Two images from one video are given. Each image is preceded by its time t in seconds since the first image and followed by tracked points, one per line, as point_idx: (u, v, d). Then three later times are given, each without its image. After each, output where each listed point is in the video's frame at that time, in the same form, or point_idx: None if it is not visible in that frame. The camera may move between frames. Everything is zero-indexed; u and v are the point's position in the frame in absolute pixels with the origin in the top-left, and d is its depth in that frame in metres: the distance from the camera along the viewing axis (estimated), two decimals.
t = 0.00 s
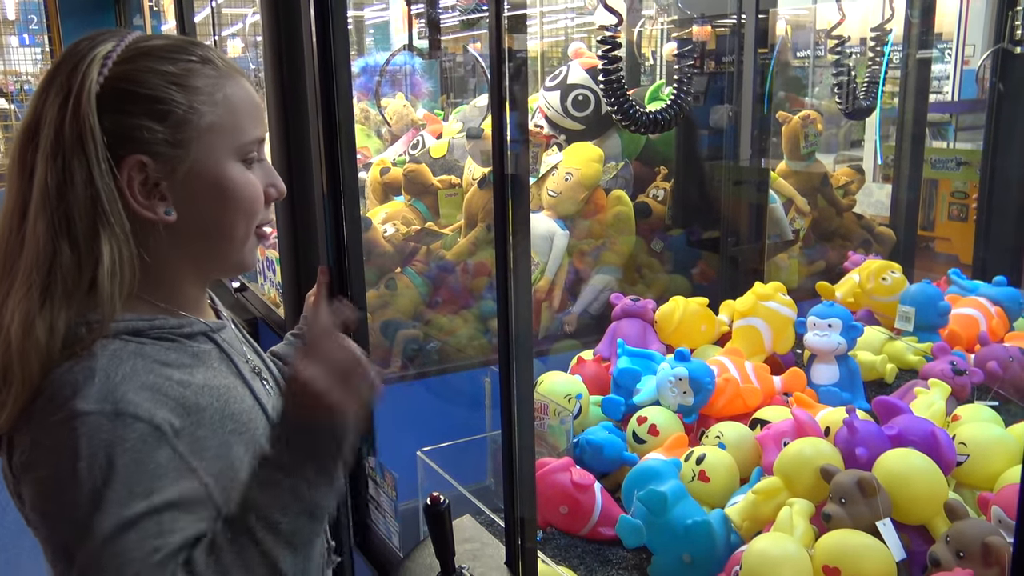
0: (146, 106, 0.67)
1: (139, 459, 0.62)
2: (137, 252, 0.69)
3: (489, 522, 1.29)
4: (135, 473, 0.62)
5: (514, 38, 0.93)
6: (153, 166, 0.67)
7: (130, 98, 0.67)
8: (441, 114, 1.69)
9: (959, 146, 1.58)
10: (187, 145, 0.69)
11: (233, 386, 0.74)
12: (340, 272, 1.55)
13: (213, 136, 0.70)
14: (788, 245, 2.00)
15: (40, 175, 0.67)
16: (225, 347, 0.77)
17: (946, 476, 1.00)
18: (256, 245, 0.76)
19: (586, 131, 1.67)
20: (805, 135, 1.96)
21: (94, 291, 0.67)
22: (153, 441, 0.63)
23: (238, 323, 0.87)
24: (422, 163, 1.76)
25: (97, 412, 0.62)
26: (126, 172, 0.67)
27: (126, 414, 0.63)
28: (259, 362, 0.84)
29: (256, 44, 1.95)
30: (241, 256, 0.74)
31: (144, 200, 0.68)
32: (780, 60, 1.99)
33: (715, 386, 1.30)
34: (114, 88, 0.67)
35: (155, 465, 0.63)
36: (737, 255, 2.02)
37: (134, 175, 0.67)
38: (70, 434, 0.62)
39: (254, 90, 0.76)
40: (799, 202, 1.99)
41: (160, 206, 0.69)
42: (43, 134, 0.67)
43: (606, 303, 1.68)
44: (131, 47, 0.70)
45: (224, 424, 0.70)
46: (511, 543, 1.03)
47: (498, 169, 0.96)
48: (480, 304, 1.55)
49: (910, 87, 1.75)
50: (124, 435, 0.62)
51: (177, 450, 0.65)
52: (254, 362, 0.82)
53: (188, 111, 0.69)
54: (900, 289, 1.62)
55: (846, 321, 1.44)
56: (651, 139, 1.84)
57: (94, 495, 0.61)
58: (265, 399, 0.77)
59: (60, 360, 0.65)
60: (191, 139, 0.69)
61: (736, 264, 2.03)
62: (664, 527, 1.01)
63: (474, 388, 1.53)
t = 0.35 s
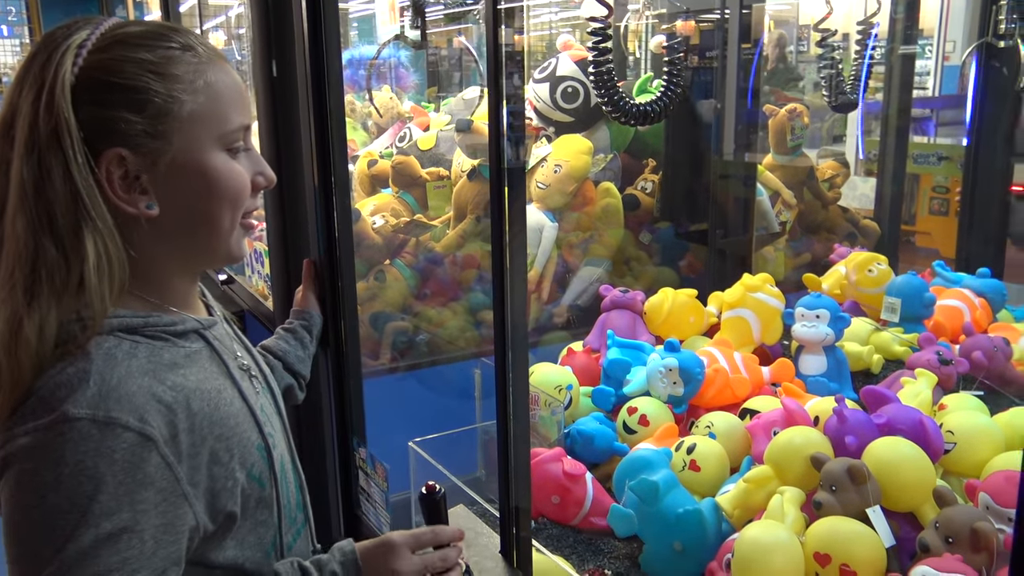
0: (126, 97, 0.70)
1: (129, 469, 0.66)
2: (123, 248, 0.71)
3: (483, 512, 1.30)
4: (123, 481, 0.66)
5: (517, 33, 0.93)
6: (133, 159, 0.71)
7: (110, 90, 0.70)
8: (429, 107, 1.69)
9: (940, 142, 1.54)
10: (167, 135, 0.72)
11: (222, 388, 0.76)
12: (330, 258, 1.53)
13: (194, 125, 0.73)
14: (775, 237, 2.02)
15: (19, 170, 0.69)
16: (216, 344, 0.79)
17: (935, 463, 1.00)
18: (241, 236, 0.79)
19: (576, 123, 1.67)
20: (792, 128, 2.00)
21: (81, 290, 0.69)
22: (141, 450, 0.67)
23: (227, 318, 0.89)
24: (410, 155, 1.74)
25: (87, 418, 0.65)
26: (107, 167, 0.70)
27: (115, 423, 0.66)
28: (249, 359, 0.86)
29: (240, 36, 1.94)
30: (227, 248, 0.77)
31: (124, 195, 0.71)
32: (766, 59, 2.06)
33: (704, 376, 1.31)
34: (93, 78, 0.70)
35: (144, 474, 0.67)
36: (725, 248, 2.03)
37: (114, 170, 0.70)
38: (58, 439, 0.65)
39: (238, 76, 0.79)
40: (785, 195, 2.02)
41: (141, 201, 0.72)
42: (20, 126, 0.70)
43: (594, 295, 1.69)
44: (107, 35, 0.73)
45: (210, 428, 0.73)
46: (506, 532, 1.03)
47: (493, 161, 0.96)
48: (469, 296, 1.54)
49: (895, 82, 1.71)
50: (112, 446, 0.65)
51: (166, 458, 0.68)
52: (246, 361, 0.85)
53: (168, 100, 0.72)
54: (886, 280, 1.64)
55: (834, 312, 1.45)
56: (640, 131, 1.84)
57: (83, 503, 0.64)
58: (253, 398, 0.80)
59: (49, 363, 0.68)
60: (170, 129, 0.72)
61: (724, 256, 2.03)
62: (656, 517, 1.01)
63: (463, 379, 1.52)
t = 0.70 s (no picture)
0: (65, 88, 0.68)
1: (71, 488, 0.64)
2: (55, 251, 0.69)
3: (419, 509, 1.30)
4: (65, 500, 0.64)
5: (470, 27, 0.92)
6: (71, 155, 0.69)
7: (48, 78, 0.68)
8: (356, 100, 1.68)
9: (848, 143, 1.94)
10: (107, 132, 0.70)
11: (159, 394, 0.75)
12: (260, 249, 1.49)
13: (136, 122, 0.72)
14: (701, 235, 2.05)
15: None
16: (149, 348, 0.78)
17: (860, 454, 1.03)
18: (180, 237, 0.78)
19: (508, 119, 1.65)
20: (716, 128, 2.00)
21: (11, 295, 0.67)
22: (83, 466, 0.65)
23: (158, 321, 0.86)
24: (338, 149, 1.70)
25: (25, 436, 0.64)
26: (42, 163, 0.68)
27: (56, 438, 0.65)
28: (184, 363, 0.84)
29: (154, 21, 1.85)
30: (166, 249, 0.76)
31: (61, 193, 0.69)
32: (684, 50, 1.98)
33: (638, 372, 1.33)
34: (28, 66, 0.68)
35: (85, 492, 0.65)
36: (655, 244, 2.03)
37: (49, 165, 0.68)
38: None
39: (181, 70, 0.78)
40: (711, 193, 2.04)
41: (78, 200, 0.70)
42: None
43: (527, 291, 1.69)
44: (43, 19, 0.71)
45: (151, 437, 0.72)
46: (450, 532, 1.01)
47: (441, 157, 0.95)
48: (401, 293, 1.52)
49: (812, 86, 1.88)
50: (54, 462, 0.64)
51: (108, 474, 0.67)
52: (181, 364, 0.83)
53: (111, 94, 0.70)
54: (808, 277, 1.70)
55: (761, 308, 1.49)
56: (571, 128, 1.85)
57: (25, 527, 0.63)
58: (191, 403, 0.79)
59: None
60: (112, 126, 0.71)
61: (654, 253, 2.03)
62: (594, 512, 1.02)
63: (395, 379, 1.51)
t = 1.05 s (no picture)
0: None
1: (9, 516, 0.61)
2: None
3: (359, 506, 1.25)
4: (6, 534, 0.61)
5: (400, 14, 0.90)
6: None
7: None
8: (261, 89, 1.65)
9: (746, 124, 2.04)
10: (40, 129, 0.65)
11: (95, 410, 0.69)
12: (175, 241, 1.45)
13: (68, 118, 0.67)
14: (617, 219, 2.05)
15: None
16: (80, 360, 0.72)
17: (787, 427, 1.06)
18: (110, 242, 0.73)
19: (423, 105, 1.57)
20: (629, 112, 2.00)
21: None
22: (21, 495, 0.61)
23: (86, 330, 0.80)
24: (247, 140, 1.64)
25: None
26: None
27: None
28: (118, 376, 0.79)
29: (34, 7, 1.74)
30: (96, 255, 0.70)
31: None
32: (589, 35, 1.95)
33: (568, 357, 1.33)
34: None
35: (27, 522, 0.61)
36: (575, 230, 2.04)
37: None
38: None
39: (110, 65, 0.72)
40: (625, 175, 2.05)
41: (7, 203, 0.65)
42: None
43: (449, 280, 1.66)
44: None
45: (90, 457, 0.67)
46: (394, 530, 1.00)
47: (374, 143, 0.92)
48: (319, 286, 1.55)
49: (719, 69, 1.92)
50: None
51: (49, 500, 0.63)
52: (115, 376, 0.77)
53: (41, 88, 0.65)
54: (724, 258, 1.73)
55: (683, 289, 1.52)
56: (486, 115, 1.84)
57: None
58: (128, 417, 0.73)
59: None
60: (43, 122, 0.65)
61: (574, 238, 2.04)
62: (533, 499, 1.03)
63: (318, 375, 1.52)
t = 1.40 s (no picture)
0: (20, 72, 0.62)
1: (24, 514, 0.60)
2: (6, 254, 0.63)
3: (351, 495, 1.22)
4: (21, 532, 0.60)
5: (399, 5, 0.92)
6: (31, 145, 0.62)
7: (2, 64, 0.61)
8: (232, 76, 1.63)
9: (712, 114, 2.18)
10: (67, 117, 0.65)
11: (104, 404, 0.69)
12: (159, 232, 1.43)
13: (88, 109, 0.67)
14: (596, 208, 2.07)
15: None
16: (85, 353, 0.71)
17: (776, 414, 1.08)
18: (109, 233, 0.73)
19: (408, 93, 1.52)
20: (608, 101, 2.01)
21: None
22: (37, 492, 0.61)
23: (85, 322, 0.79)
24: (224, 129, 1.61)
25: None
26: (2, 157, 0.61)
27: (8, 465, 0.60)
28: (122, 369, 0.78)
29: None
30: (101, 243, 0.70)
31: (19, 187, 0.62)
32: (551, 24, 1.90)
33: (555, 347, 1.33)
34: None
35: (41, 519, 0.61)
36: (557, 220, 2.04)
37: (12, 157, 0.62)
38: None
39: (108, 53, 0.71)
40: (603, 165, 2.07)
41: (35, 192, 0.63)
42: None
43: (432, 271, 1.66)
44: None
45: (102, 452, 0.67)
46: (396, 524, 1.03)
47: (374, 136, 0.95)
48: (299, 278, 1.60)
49: (693, 58, 2.04)
50: (6, 492, 0.59)
51: (61, 497, 0.63)
52: (118, 369, 0.77)
53: (64, 78, 0.65)
54: (704, 247, 1.74)
55: (667, 278, 1.52)
56: (465, 104, 1.81)
57: None
58: (134, 410, 0.73)
59: None
60: (70, 112, 0.65)
61: (556, 228, 2.04)
62: (526, 490, 1.03)
63: (302, 366, 1.56)
